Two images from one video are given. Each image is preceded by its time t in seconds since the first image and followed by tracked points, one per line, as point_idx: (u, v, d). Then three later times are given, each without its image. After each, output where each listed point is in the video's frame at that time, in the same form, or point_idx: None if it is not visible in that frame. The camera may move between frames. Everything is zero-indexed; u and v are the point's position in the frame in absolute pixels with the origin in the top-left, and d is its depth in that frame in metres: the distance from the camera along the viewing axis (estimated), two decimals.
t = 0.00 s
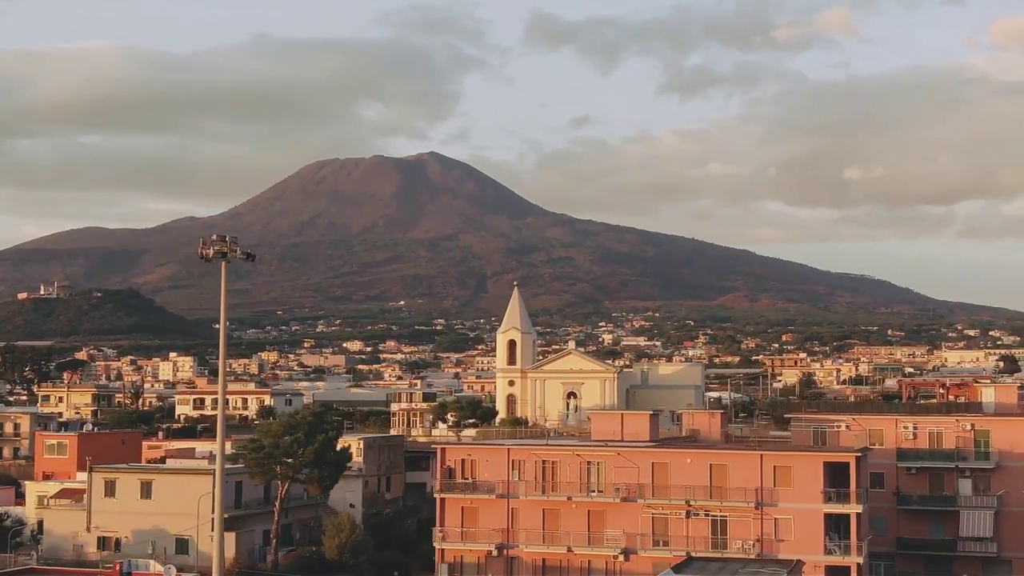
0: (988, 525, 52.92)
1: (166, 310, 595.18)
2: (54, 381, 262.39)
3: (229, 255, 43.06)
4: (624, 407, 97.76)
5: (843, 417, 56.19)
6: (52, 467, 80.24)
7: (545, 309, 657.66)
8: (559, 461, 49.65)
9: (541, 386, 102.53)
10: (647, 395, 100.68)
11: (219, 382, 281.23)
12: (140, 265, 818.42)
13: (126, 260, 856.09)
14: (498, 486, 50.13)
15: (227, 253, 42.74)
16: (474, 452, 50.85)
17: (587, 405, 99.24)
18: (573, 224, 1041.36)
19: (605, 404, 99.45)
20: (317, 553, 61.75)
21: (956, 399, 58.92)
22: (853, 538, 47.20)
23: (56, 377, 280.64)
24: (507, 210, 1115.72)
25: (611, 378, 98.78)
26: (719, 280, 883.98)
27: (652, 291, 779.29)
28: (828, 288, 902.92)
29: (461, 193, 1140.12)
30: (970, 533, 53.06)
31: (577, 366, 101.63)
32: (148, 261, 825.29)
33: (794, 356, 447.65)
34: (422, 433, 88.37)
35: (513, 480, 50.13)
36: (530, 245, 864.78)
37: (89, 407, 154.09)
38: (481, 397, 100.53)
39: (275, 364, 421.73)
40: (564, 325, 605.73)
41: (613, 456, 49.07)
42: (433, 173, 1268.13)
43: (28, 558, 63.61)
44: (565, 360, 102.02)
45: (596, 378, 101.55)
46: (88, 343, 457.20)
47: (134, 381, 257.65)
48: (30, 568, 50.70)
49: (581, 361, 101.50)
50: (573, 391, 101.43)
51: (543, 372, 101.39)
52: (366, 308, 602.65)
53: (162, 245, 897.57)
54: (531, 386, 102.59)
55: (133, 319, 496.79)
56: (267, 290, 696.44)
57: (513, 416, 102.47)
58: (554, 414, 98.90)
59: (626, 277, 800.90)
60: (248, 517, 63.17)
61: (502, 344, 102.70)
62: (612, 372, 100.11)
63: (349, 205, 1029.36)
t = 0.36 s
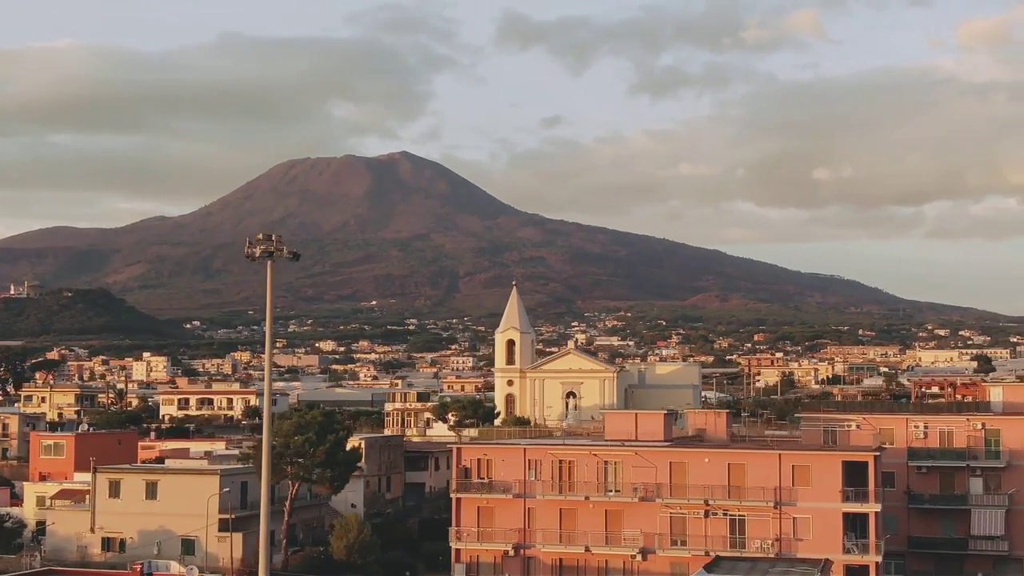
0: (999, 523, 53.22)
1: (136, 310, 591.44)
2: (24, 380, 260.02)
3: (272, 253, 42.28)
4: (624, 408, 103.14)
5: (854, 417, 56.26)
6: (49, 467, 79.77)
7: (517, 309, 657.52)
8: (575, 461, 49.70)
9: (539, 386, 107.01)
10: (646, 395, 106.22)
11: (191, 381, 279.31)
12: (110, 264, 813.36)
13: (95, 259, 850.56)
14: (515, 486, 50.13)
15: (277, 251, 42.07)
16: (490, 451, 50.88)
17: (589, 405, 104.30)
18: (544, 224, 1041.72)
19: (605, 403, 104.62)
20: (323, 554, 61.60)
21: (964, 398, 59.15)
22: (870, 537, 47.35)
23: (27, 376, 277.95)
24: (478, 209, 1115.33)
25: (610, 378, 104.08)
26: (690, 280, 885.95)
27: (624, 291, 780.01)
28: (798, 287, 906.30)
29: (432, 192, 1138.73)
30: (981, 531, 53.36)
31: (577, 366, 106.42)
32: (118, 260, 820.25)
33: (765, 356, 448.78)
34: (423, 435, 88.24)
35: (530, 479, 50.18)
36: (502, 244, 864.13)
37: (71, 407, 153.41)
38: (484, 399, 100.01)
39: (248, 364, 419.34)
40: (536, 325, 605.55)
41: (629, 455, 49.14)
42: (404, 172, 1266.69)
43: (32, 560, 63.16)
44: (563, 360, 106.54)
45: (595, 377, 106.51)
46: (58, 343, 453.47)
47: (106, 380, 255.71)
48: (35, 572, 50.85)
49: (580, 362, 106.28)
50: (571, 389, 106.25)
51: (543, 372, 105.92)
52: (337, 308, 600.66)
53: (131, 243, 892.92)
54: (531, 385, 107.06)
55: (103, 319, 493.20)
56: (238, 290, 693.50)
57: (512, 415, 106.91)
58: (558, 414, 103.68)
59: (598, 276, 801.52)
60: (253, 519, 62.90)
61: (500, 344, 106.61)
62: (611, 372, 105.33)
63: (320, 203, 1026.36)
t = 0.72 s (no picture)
0: (1010, 523, 53.57)
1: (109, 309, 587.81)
2: None
3: (317, 252, 41.85)
4: (625, 405, 104.47)
5: (864, 417, 56.36)
6: (47, 467, 79.36)
7: (492, 308, 656.81)
8: (590, 459, 49.72)
9: (540, 385, 108.26)
10: (645, 395, 107.64)
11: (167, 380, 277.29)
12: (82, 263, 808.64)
13: (67, 258, 845.37)
14: (530, 485, 50.12)
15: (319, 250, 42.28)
16: (505, 451, 50.85)
17: (590, 404, 105.64)
18: (518, 224, 1041.07)
19: (605, 402, 105.89)
20: (331, 553, 61.47)
21: (971, 398, 59.28)
22: (886, 538, 47.39)
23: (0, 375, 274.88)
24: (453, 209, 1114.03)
25: (612, 378, 105.40)
26: (664, 280, 886.77)
27: (598, 290, 780.13)
28: (771, 287, 908.36)
29: (407, 191, 1136.44)
30: (991, 530, 53.72)
31: (577, 364, 107.82)
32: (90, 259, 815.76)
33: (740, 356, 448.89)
34: (422, 435, 88.31)
35: (546, 479, 50.15)
36: (477, 243, 863.34)
37: (57, 406, 152.58)
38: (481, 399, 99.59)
39: (222, 363, 417.44)
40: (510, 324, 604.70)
41: (645, 455, 49.12)
42: (378, 172, 1264.39)
43: (37, 559, 62.80)
44: (564, 359, 108.07)
45: (596, 377, 107.95)
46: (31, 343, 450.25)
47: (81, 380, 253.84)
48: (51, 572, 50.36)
49: (580, 361, 107.78)
50: (571, 389, 107.42)
51: (543, 370, 107.39)
52: (311, 307, 598.67)
53: (104, 241, 888.87)
54: (531, 384, 108.44)
55: (76, 319, 490.14)
56: (212, 290, 690.45)
57: (512, 413, 108.06)
58: (558, 410, 105.10)
59: (573, 276, 801.59)
60: (259, 519, 62.87)
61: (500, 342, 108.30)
62: (611, 372, 106.66)
63: (293, 201, 1022.59)
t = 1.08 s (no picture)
0: (1019, 522, 53.99)
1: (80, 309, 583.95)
2: None
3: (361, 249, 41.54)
4: (624, 406, 106.49)
5: (874, 416, 56.48)
6: (42, 468, 78.75)
7: (465, 309, 656.00)
8: (607, 459, 49.74)
9: (540, 386, 110.68)
10: (643, 396, 109.71)
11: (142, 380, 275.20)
12: (52, 262, 803.47)
13: (36, 257, 839.49)
14: (548, 486, 50.13)
15: (363, 251, 42.27)
16: (521, 450, 50.86)
17: (589, 405, 107.78)
18: (491, 224, 1040.47)
19: (604, 403, 107.95)
20: (341, 554, 61.23)
21: (979, 398, 59.56)
22: (904, 536, 47.53)
23: None
24: (425, 209, 1111.91)
25: (611, 377, 107.29)
26: (636, 280, 887.22)
27: (571, 290, 780.22)
28: (743, 288, 910.46)
29: (379, 189, 1133.84)
30: (1000, 529, 54.12)
31: (577, 365, 109.84)
32: (60, 259, 810.74)
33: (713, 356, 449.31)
34: (419, 435, 89.15)
35: (562, 478, 50.14)
36: (449, 242, 861.84)
37: (41, 406, 151.95)
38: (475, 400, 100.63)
39: (194, 364, 415.20)
40: (483, 324, 604.07)
41: (664, 454, 49.12)
42: (350, 171, 1261.36)
43: (40, 560, 62.32)
44: (565, 359, 110.33)
45: (595, 378, 109.83)
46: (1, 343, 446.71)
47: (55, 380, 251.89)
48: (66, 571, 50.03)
49: (580, 362, 109.78)
50: (570, 390, 109.60)
51: (545, 369, 110.03)
52: (284, 307, 596.60)
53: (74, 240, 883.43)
54: (531, 385, 110.72)
55: (46, 319, 486.73)
56: (183, 289, 686.80)
57: (512, 413, 110.29)
58: (557, 411, 107.07)
59: (545, 276, 801.39)
60: (265, 520, 62.60)
61: (502, 342, 110.92)
62: (611, 372, 108.87)
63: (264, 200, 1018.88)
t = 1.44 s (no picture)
0: None
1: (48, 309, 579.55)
2: None
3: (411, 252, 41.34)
4: (623, 407, 107.22)
5: (885, 418, 56.62)
6: (39, 469, 78.14)
7: (436, 309, 655.43)
8: (624, 461, 49.75)
9: (539, 386, 110.99)
10: (643, 397, 110.50)
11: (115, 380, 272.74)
12: (19, 261, 797.34)
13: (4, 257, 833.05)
14: (565, 486, 50.17)
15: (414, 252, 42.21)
16: (539, 452, 50.83)
17: (589, 406, 108.34)
18: (461, 224, 1039.91)
19: (604, 404, 108.57)
20: (349, 555, 61.10)
21: (989, 399, 59.83)
22: (921, 535, 47.82)
23: None
24: (394, 208, 1110.10)
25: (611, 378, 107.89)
26: (606, 280, 888.57)
27: (541, 291, 780.72)
28: (712, 288, 913.54)
29: (349, 189, 1131.29)
30: (1012, 528, 54.46)
31: (577, 366, 110.28)
32: (27, 258, 804.55)
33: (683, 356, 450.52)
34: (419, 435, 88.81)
35: (581, 480, 50.13)
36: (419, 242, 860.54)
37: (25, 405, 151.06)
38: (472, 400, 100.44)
39: (165, 363, 412.71)
40: (454, 324, 603.65)
41: (682, 457, 49.15)
42: (320, 170, 1257.94)
43: (45, 563, 61.83)
44: (565, 360, 110.66)
45: (595, 378, 110.27)
46: None
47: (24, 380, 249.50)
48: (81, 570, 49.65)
49: (580, 362, 110.22)
50: (569, 391, 110.10)
51: (544, 371, 110.41)
52: (254, 307, 594.26)
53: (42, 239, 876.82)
54: (530, 385, 110.96)
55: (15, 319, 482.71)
56: (152, 289, 682.81)
57: (512, 413, 110.56)
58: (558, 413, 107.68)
59: (516, 275, 801.55)
60: (273, 521, 62.39)
61: (499, 343, 111.06)
62: (611, 373, 109.38)
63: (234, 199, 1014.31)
